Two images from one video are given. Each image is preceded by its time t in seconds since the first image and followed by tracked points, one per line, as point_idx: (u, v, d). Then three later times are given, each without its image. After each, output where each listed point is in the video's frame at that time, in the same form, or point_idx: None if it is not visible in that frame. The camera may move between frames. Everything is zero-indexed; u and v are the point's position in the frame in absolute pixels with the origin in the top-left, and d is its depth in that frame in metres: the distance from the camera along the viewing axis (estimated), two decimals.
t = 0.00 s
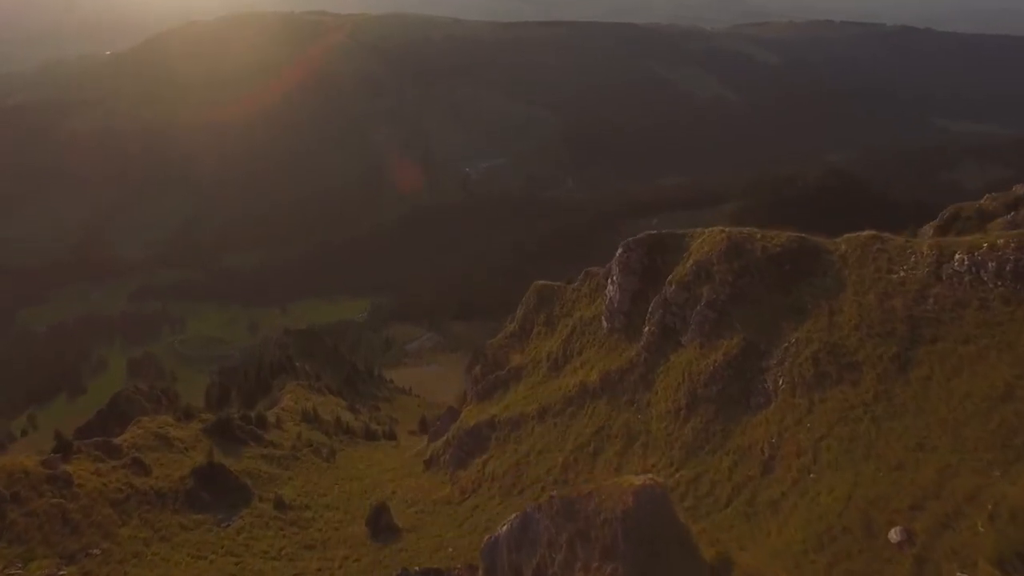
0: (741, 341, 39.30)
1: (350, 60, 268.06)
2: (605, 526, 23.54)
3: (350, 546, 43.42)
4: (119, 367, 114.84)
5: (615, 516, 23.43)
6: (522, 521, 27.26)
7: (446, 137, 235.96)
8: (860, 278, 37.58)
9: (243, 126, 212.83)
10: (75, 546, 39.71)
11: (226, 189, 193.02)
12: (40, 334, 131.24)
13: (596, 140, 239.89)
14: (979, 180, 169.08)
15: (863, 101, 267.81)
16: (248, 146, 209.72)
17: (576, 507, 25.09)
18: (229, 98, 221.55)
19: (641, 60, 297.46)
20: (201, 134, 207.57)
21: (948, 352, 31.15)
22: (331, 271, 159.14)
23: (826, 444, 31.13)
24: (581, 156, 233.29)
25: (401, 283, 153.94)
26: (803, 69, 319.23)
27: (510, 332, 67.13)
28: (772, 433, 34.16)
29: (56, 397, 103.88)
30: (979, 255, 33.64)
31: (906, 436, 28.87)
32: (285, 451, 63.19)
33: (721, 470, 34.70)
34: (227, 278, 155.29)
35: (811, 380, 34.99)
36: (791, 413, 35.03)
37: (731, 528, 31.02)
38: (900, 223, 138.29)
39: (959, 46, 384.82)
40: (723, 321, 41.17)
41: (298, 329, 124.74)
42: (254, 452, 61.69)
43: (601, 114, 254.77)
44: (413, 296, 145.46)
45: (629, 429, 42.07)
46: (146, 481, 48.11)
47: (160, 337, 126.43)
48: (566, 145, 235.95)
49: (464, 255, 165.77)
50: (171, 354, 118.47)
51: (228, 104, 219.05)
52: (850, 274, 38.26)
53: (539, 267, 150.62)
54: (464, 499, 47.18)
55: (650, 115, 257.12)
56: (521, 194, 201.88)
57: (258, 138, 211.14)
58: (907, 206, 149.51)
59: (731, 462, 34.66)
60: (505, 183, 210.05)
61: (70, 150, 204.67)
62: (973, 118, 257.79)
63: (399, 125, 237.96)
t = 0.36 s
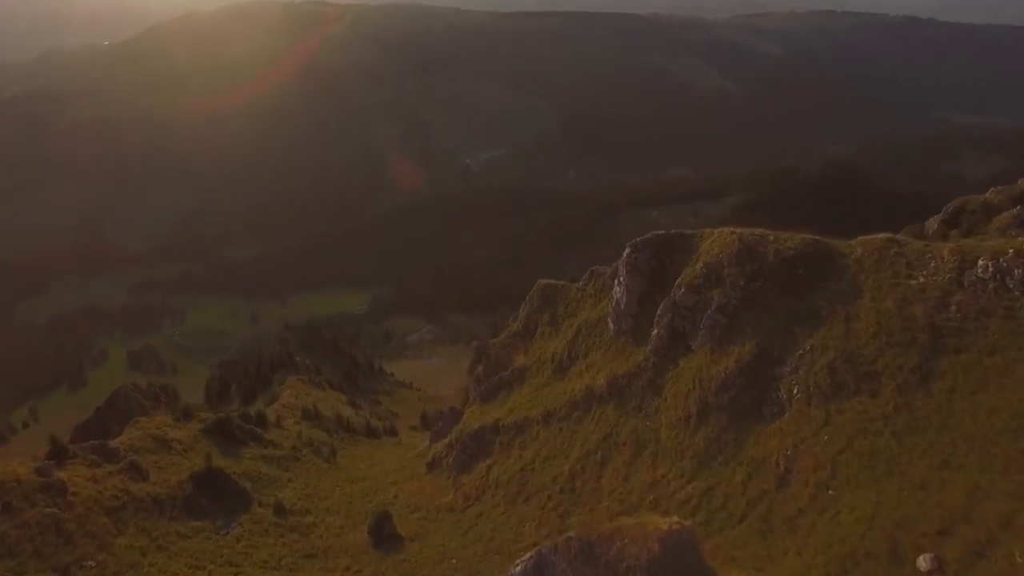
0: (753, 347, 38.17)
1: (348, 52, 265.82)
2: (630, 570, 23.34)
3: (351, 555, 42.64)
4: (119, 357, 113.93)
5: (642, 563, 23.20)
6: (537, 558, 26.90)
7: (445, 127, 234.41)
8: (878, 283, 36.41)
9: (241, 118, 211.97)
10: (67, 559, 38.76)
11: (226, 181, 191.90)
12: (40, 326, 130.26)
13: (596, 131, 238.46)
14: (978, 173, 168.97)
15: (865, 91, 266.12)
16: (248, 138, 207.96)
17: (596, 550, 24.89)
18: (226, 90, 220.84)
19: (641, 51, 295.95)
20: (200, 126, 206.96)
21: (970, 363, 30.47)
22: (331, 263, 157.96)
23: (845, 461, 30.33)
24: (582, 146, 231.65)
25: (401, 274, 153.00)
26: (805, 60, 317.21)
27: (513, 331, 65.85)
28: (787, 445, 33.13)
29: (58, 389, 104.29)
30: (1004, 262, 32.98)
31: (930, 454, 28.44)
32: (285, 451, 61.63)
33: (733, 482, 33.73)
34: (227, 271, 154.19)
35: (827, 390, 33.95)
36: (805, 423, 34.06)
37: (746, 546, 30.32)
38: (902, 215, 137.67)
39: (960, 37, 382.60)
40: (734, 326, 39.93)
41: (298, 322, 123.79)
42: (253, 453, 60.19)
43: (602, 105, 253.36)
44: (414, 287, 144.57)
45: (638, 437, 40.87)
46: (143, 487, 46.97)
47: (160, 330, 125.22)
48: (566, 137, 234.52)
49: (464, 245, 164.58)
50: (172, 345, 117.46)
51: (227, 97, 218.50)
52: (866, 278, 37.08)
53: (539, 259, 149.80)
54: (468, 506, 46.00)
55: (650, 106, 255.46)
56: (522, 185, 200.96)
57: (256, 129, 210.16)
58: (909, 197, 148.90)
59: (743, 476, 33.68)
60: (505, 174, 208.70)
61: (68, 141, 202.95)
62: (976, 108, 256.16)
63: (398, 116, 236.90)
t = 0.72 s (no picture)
0: (769, 354, 37.03)
1: (348, 43, 263.67)
2: None
3: (355, 564, 41.89)
4: (121, 348, 113.07)
5: None
6: None
7: (447, 116, 232.53)
8: (900, 289, 35.24)
9: (242, 109, 210.95)
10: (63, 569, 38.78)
11: (228, 172, 190.78)
12: (41, 318, 129.45)
13: (599, 122, 236.91)
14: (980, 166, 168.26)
15: (868, 81, 264.21)
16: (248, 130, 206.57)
17: None
18: (228, 79, 218.96)
19: (643, 42, 293.87)
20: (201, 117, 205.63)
21: (1000, 378, 30.02)
22: (333, 255, 157.06)
23: (868, 478, 29.93)
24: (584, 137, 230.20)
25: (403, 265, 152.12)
26: (808, 50, 314.96)
27: (518, 330, 64.42)
28: (807, 458, 32.39)
29: (59, 380, 103.44)
30: None
31: (961, 472, 28.21)
32: (286, 451, 60.27)
33: (751, 497, 33.02)
34: (228, 264, 153.05)
35: (848, 402, 33.10)
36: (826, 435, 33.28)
37: (767, 565, 29.89)
38: (905, 208, 137.15)
39: (964, 27, 379.52)
40: (749, 331, 38.62)
41: (300, 314, 122.73)
42: (254, 454, 58.56)
43: (604, 96, 251.58)
44: (415, 279, 143.91)
45: (649, 445, 39.75)
46: (141, 493, 45.76)
47: (161, 321, 124.32)
48: (568, 128, 232.99)
49: (465, 236, 163.70)
50: (173, 337, 116.66)
51: (228, 87, 216.86)
52: (888, 282, 35.87)
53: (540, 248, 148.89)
54: (475, 513, 44.89)
55: (653, 95, 253.46)
56: (524, 174, 199.54)
57: (258, 120, 208.94)
58: (911, 191, 148.22)
59: (760, 489, 33.04)
60: (507, 163, 207.11)
61: (68, 133, 201.58)
62: (979, 99, 254.57)
63: (399, 107, 235.17)
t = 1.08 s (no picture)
0: (787, 362, 35.84)
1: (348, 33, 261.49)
2: None
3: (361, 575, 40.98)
4: (122, 341, 111.98)
5: None
6: None
7: (448, 108, 230.93)
8: (923, 296, 34.16)
9: (244, 102, 210.21)
10: None
11: (229, 164, 189.56)
12: (42, 309, 128.34)
13: (601, 113, 235.03)
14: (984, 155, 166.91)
15: (872, 71, 261.69)
16: (248, 119, 205.25)
17: None
18: (230, 74, 218.51)
19: (645, 32, 291.31)
20: (203, 111, 205.05)
21: None
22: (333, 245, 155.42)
23: (894, 496, 28.89)
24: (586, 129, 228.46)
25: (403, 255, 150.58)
26: (811, 40, 312.26)
27: (524, 330, 63.25)
28: (828, 473, 31.37)
29: (61, 373, 102.59)
30: None
31: (994, 491, 27.19)
32: (288, 451, 59.13)
33: (770, 513, 32.13)
34: (230, 256, 152.16)
35: (871, 414, 32.10)
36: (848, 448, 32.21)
37: None
38: (909, 202, 136.56)
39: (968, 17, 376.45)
40: (766, 338, 37.37)
41: (301, 306, 121.60)
42: (256, 455, 57.25)
43: (606, 86, 249.45)
44: (416, 269, 142.47)
45: (662, 454, 38.60)
46: (141, 500, 44.67)
47: (162, 312, 123.31)
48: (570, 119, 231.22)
49: (467, 226, 162.39)
50: (173, 329, 115.67)
51: (229, 80, 215.97)
52: (912, 289, 34.70)
53: (542, 241, 148.04)
54: (482, 522, 43.91)
55: (655, 85, 251.11)
56: (525, 166, 198.28)
57: (260, 114, 208.50)
58: (913, 181, 147.02)
59: (779, 505, 32.09)
60: (509, 157, 206.16)
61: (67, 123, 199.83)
62: (984, 88, 252.42)
63: (399, 95, 232.50)
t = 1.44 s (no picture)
0: (805, 372, 34.66)
1: (348, 24, 259.56)
2: None
3: None
4: (123, 332, 111.18)
5: None
6: None
7: (450, 102, 229.46)
8: (947, 305, 33.07)
9: (244, 91, 208.26)
10: None
11: (229, 155, 188.44)
12: (43, 302, 127.67)
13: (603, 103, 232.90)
14: (993, 143, 164.41)
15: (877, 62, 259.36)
16: (248, 106, 202.99)
17: None
18: (230, 65, 216.98)
19: (647, 23, 288.91)
20: (205, 103, 204.05)
21: None
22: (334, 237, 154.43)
23: (919, 517, 27.98)
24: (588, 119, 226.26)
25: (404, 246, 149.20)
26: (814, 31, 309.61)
27: (530, 331, 61.92)
28: (850, 491, 30.42)
29: (63, 366, 101.89)
30: None
31: None
32: (290, 453, 58.03)
33: (789, 531, 31.21)
34: (232, 248, 151.06)
35: (894, 428, 31.11)
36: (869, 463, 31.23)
37: None
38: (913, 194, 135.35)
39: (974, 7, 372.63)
40: (783, 346, 36.18)
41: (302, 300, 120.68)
42: (258, 457, 56.18)
43: (608, 76, 247.04)
44: (417, 261, 141.21)
45: (675, 465, 37.62)
46: (142, 508, 43.88)
47: (163, 306, 122.36)
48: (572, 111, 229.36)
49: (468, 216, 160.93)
50: (174, 322, 114.86)
51: (230, 71, 214.47)
52: (935, 298, 33.55)
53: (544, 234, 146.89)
54: (489, 531, 43.02)
55: (658, 76, 249.08)
56: (527, 157, 196.52)
57: (260, 103, 206.54)
58: (919, 171, 145.47)
59: (799, 523, 31.14)
60: (509, 147, 203.92)
61: (67, 115, 198.38)
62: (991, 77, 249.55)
63: (400, 88, 231.25)
